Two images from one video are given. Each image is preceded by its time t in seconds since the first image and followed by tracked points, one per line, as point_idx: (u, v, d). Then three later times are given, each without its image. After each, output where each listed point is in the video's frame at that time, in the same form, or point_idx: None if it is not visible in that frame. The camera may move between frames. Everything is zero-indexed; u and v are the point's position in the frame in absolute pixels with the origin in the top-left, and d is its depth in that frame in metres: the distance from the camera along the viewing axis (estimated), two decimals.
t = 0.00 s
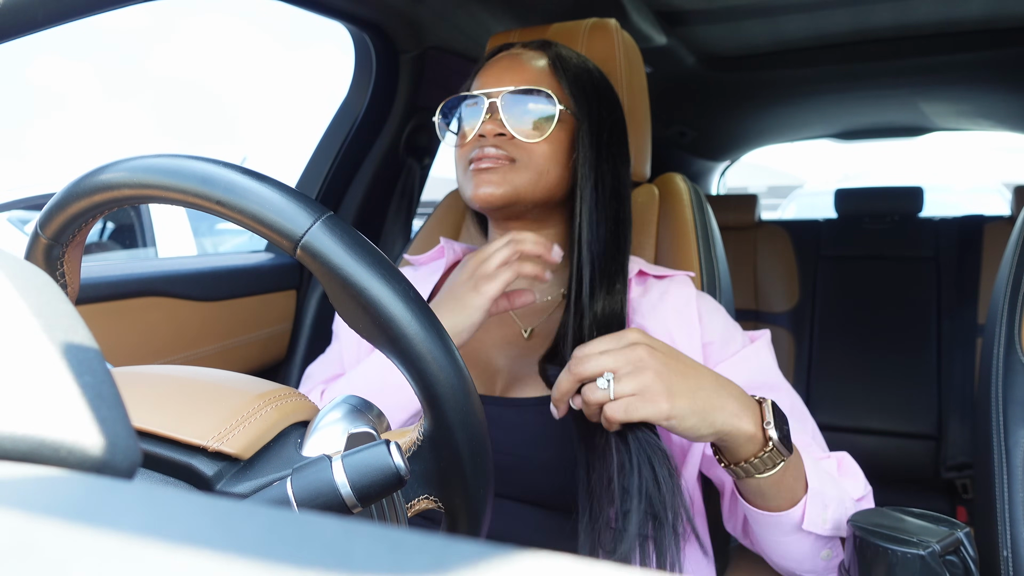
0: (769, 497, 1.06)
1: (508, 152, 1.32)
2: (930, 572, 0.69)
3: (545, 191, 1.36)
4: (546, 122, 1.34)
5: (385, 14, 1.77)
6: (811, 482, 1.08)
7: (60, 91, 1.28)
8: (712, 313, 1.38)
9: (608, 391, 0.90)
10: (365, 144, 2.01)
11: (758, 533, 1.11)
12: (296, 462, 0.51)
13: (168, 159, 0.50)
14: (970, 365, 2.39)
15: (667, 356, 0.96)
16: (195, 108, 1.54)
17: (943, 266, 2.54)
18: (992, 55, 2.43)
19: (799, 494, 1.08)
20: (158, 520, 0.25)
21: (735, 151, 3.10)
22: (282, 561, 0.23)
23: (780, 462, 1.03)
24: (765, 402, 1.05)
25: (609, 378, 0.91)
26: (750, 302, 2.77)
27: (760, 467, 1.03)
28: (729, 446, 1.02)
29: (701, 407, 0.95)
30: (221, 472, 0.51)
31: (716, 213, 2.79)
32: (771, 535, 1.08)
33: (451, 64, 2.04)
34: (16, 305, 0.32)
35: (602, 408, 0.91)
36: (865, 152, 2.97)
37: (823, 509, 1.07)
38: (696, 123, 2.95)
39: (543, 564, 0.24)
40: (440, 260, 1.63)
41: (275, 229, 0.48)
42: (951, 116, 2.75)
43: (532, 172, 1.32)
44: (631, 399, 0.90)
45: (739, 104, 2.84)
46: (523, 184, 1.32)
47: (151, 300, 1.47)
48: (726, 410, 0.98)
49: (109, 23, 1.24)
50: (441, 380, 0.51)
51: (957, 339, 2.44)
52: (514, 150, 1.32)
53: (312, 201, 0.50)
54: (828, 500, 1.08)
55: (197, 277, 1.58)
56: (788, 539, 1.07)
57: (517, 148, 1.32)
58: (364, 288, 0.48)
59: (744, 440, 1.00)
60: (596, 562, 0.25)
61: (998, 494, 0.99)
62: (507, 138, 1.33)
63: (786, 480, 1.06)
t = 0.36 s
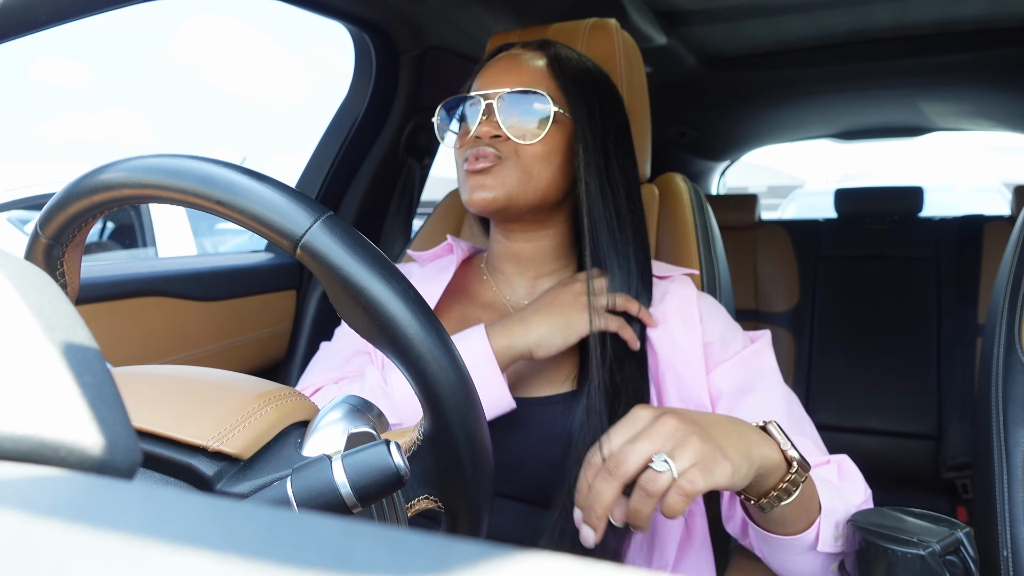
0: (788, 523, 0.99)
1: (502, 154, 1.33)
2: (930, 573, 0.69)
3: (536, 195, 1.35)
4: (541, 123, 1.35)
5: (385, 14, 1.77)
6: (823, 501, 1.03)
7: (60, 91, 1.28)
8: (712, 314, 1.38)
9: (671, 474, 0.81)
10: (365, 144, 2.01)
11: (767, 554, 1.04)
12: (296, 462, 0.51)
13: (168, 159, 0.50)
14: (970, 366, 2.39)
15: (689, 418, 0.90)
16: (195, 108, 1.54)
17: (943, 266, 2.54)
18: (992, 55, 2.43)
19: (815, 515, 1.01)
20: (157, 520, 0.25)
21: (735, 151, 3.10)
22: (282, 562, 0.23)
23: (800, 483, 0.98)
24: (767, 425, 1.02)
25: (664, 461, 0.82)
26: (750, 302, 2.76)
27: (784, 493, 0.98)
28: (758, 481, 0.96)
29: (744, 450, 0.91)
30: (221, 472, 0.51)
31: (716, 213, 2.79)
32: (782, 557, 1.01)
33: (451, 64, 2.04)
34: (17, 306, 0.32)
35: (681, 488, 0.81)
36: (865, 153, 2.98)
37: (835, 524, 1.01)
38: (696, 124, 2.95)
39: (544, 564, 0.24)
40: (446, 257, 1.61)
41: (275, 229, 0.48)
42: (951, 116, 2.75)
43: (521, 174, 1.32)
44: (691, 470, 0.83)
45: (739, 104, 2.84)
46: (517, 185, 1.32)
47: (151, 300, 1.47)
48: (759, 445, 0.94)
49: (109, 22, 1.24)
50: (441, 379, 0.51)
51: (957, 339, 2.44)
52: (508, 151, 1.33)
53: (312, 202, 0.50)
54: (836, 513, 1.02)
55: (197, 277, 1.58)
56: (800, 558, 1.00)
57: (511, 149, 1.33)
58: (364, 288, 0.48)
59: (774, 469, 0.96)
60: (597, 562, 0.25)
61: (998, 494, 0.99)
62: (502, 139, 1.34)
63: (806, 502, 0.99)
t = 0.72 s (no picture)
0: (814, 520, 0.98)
1: (511, 148, 1.33)
2: (930, 572, 0.69)
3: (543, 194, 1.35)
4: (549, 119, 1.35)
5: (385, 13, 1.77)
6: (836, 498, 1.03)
7: (59, 91, 1.28)
8: (713, 314, 1.38)
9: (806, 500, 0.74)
10: (365, 144, 2.01)
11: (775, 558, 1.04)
12: (296, 462, 0.51)
13: (167, 160, 0.50)
14: (970, 366, 2.39)
15: (760, 463, 0.84)
16: (195, 109, 1.54)
17: (943, 266, 2.54)
18: (992, 55, 2.43)
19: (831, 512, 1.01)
20: (157, 521, 0.25)
21: (735, 151, 3.10)
22: (281, 561, 0.23)
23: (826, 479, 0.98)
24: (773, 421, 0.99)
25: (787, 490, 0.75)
26: (750, 302, 2.76)
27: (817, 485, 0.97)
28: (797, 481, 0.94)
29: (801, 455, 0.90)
30: (221, 472, 0.51)
31: (716, 213, 2.78)
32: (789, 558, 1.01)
33: (452, 64, 2.04)
34: (16, 304, 0.32)
35: (813, 505, 0.75)
36: (864, 153, 2.98)
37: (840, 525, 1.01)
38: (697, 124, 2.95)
39: (543, 564, 0.24)
40: (443, 259, 1.61)
41: (275, 229, 0.48)
42: (951, 117, 2.75)
43: (530, 172, 1.32)
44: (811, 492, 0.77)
45: (739, 104, 2.84)
46: (524, 180, 1.32)
47: (151, 301, 1.47)
48: (790, 441, 0.94)
49: (109, 22, 1.24)
50: (441, 379, 0.51)
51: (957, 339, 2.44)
52: (516, 146, 1.33)
53: (312, 201, 0.50)
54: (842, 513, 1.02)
55: (197, 277, 1.58)
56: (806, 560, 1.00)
57: (519, 144, 1.33)
58: (364, 288, 0.48)
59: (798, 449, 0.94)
60: (595, 562, 0.25)
61: (998, 494, 0.99)
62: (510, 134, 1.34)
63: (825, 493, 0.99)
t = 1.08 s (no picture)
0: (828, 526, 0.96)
1: (527, 136, 1.39)
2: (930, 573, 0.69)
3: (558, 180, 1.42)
4: (562, 110, 1.42)
5: (385, 13, 1.77)
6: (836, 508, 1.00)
7: (59, 91, 1.28)
8: (715, 314, 1.38)
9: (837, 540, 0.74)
10: (366, 144, 2.01)
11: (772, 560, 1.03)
12: (296, 463, 0.51)
13: (168, 160, 0.50)
14: (970, 366, 2.39)
15: (782, 501, 0.84)
16: (195, 109, 1.54)
17: (943, 266, 2.54)
18: (992, 55, 2.42)
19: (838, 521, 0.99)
20: (157, 520, 0.25)
21: (735, 151, 3.10)
22: (280, 562, 0.23)
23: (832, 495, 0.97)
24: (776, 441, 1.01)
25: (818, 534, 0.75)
26: (750, 302, 2.76)
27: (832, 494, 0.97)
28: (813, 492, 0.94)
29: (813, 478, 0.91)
30: (221, 472, 0.51)
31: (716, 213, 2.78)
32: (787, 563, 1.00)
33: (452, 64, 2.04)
34: (15, 305, 0.32)
35: (844, 545, 0.75)
36: (864, 153, 2.98)
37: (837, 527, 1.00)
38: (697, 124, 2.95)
39: (543, 565, 0.24)
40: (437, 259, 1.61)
41: (276, 229, 0.48)
42: (952, 116, 2.74)
43: (548, 159, 1.39)
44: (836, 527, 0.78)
45: (739, 104, 2.84)
46: (539, 167, 1.38)
47: (151, 301, 1.46)
48: (795, 463, 0.94)
49: (109, 22, 1.24)
50: (441, 379, 0.50)
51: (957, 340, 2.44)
52: (534, 135, 1.39)
53: (312, 201, 0.50)
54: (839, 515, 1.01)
55: (197, 277, 1.58)
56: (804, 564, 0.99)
57: (536, 133, 1.40)
58: (364, 288, 0.48)
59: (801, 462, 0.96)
60: (595, 564, 0.25)
61: (998, 494, 0.99)
62: (525, 123, 1.40)
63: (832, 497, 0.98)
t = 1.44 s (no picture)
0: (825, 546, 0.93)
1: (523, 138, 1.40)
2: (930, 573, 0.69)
3: (552, 180, 1.44)
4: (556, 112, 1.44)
5: (385, 13, 1.77)
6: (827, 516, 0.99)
7: (60, 91, 1.28)
8: (712, 312, 1.37)
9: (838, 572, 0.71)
10: (365, 144, 2.01)
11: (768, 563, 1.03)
12: (296, 462, 0.51)
13: (167, 159, 0.50)
14: (970, 366, 2.39)
15: (772, 539, 0.78)
16: (195, 109, 1.54)
17: (943, 266, 2.53)
18: (993, 55, 2.42)
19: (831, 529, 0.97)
20: (157, 520, 0.25)
21: (735, 151, 3.10)
22: (281, 561, 0.23)
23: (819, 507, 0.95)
24: (765, 466, 0.99)
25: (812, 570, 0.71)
26: (750, 301, 2.76)
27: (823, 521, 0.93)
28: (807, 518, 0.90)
29: (799, 507, 0.86)
30: (221, 472, 0.51)
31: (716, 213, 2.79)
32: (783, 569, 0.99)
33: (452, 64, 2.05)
34: (15, 304, 0.32)
35: None
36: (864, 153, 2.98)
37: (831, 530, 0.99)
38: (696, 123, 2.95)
39: (543, 564, 0.24)
40: (432, 263, 1.62)
41: (276, 229, 0.48)
42: (952, 117, 2.74)
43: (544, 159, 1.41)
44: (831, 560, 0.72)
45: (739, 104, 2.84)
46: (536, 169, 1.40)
47: (151, 301, 1.46)
48: (783, 494, 0.89)
49: (108, 22, 1.24)
50: (441, 379, 0.50)
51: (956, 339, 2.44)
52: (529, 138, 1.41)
53: (311, 201, 0.50)
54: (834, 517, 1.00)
55: (197, 277, 1.58)
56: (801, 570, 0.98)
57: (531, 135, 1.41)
58: (363, 288, 0.48)
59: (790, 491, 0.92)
60: (596, 563, 0.25)
61: (997, 493, 0.99)
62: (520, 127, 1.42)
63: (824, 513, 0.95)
